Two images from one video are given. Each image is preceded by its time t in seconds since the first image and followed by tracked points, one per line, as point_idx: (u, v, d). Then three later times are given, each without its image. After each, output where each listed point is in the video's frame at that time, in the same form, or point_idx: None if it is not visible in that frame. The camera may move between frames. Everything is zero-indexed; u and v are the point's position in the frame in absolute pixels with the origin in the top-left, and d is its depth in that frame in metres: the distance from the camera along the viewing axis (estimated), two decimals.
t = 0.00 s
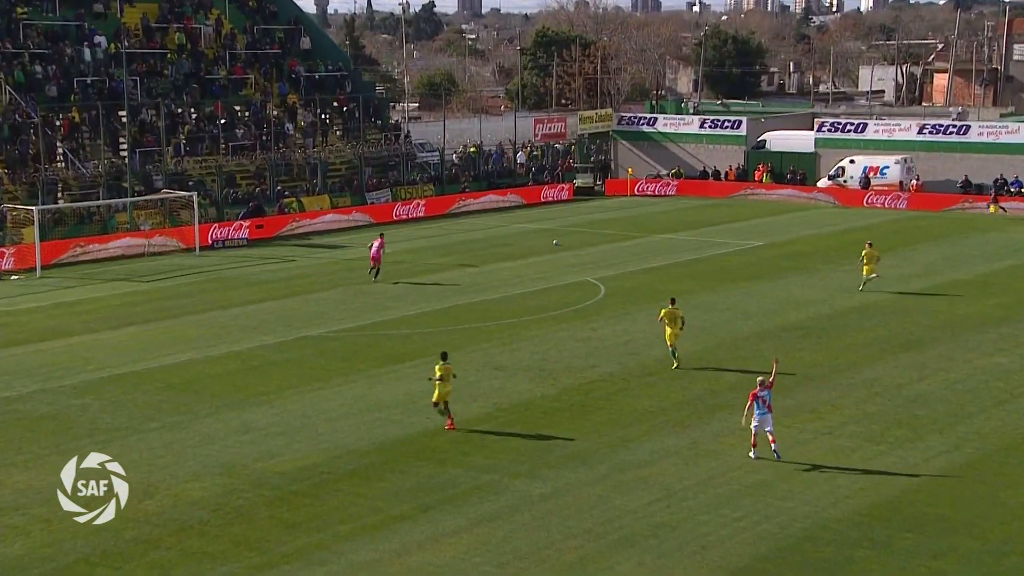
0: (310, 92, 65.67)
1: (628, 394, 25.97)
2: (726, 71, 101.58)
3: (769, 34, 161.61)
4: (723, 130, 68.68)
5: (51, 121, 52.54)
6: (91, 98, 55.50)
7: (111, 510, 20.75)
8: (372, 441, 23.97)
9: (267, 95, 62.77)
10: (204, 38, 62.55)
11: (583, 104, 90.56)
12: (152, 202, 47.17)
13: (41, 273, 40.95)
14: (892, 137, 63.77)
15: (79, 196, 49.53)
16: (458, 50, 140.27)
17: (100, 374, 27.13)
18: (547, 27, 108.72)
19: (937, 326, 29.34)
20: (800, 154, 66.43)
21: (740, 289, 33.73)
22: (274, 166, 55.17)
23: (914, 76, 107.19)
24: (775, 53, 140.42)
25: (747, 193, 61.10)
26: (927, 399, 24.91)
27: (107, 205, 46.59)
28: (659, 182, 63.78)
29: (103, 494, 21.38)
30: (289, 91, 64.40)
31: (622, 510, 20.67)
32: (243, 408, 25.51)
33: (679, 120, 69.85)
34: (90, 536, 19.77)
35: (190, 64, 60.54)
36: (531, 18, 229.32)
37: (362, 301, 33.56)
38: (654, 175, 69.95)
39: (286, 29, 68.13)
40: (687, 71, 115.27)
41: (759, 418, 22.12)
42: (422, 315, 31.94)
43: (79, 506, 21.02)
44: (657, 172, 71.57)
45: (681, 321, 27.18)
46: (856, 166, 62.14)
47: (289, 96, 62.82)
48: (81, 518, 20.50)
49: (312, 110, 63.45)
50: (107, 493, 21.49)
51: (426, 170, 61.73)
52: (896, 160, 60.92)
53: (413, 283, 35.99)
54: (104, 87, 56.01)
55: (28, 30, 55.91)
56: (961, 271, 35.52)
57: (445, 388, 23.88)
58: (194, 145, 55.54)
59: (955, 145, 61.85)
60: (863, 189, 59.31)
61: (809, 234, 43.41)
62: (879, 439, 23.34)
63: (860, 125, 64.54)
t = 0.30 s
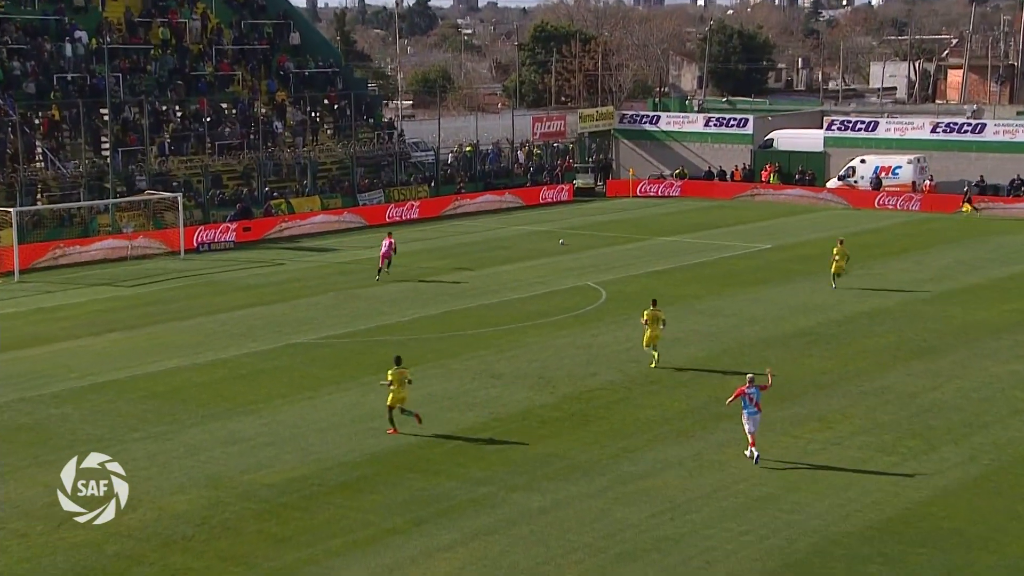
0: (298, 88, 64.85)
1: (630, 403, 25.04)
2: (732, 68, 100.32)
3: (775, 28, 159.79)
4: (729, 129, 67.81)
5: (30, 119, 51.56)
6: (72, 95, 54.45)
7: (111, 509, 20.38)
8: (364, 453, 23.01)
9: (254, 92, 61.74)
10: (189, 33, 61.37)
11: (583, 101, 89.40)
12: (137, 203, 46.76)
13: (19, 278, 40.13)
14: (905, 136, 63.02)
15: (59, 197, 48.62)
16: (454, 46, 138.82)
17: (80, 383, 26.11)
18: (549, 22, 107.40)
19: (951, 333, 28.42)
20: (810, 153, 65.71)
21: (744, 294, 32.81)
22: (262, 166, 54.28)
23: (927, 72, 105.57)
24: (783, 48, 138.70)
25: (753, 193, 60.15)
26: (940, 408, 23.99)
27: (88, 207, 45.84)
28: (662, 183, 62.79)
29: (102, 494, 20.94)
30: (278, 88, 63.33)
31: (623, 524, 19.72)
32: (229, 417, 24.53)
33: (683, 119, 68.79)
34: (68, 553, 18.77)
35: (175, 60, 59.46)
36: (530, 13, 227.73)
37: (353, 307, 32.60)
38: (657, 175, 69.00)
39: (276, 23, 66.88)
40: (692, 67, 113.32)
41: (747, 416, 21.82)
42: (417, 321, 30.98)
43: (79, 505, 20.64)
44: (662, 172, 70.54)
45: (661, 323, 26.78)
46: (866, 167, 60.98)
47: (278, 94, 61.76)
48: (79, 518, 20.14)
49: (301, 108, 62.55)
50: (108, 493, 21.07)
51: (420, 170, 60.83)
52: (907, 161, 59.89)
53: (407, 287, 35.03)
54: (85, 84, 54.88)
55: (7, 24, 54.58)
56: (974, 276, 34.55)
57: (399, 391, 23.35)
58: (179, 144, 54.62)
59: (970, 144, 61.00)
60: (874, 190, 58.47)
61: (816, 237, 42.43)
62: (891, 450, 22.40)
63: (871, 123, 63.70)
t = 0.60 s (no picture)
0: (285, 84, 63.76)
1: (630, 412, 24.14)
2: (737, 63, 99.18)
3: (783, 21, 158.08)
4: (732, 127, 67.04)
5: (7, 116, 50.55)
6: (50, 92, 53.32)
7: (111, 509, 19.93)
8: (354, 464, 22.05)
9: (240, 89, 60.68)
10: (173, 27, 60.28)
11: (582, 97, 88.40)
12: (117, 205, 45.83)
13: None
14: (915, 134, 62.09)
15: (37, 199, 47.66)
16: (448, 40, 137.46)
17: (60, 392, 25.17)
18: (549, 16, 106.14)
19: (964, 339, 27.51)
20: (818, 152, 64.85)
21: (747, 299, 31.92)
22: (248, 165, 53.37)
23: (939, 68, 104.07)
24: (791, 41, 137.04)
25: (758, 193, 59.38)
26: (954, 417, 23.08)
27: (67, 208, 45.07)
28: (665, 184, 61.92)
29: (101, 494, 20.47)
30: (264, 84, 62.27)
31: (624, 538, 18.78)
32: (215, 427, 23.60)
33: (685, 116, 68.05)
34: (42, 569, 17.81)
35: (157, 55, 58.40)
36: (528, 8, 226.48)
37: (343, 312, 31.69)
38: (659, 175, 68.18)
39: (264, 17, 65.70)
40: (695, 63, 112.09)
41: (736, 419, 21.40)
42: (409, 327, 30.05)
43: (79, 505, 20.21)
44: (664, 171, 69.66)
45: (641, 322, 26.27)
46: (877, 165, 60.13)
47: (265, 90, 60.62)
48: (79, 518, 19.71)
49: (287, 106, 61.55)
50: (109, 492, 20.61)
51: (412, 170, 59.88)
52: (919, 160, 59.04)
53: (399, 291, 34.11)
54: (63, 80, 53.68)
55: None
56: (987, 280, 33.61)
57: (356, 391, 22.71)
58: (162, 143, 53.64)
59: (984, 142, 60.21)
60: (884, 190, 57.59)
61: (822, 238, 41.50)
62: (902, 461, 21.47)
63: (882, 121, 62.83)
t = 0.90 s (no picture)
0: (269, 78, 62.79)
1: (628, 419, 23.27)
2: (738, 57, 98.34)
3: (786, 14, 156.60)
4: (734, 123, 66.15)
5: None
6: (24, 86, 52.33)
7: (111, 510, 19.46)
8: (340, 474, 21.13)
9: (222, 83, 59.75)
10: (152, 19, 59.27)
11: (578, 92, 87.49)
12: (93, 203, 44.59)
13: None
14: (924, 131, 61.16)
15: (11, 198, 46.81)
16: (440, 34, 136.26)
17: (35, 399, 24.25)
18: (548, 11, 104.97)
19: (975, 344, 26.64)
20: (823, 150, 64.09)
21: (748, 301, 31.08)
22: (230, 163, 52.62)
23: (947, 63, 102.83)
24: (796, 34, 135.68)
25: (760, 193, 58.60)
26: (964, 425, 22.23)
27: (40, 208, 44.06)
28: (665, 182, 61.07)
29: (101, 494, 19.99)
30: (248, 78, 61.30)
31: (622, 551, 17.89)
32: (196, 435, 22.68)
33: (685, 113, 67.23)
34: None
35: (136, 48, 57.41)
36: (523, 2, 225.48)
37: (330, 315, 30.80)
38: (658, 173, 67.36)
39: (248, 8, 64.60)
40: (694, 57, 111.16)
41: (721, 419, 20.88)
42: (398, 332, 29.14)
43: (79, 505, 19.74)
44: (664, 169, 68.74)
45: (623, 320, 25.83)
46: (884, 163, 59.43)
47: (247, 85, 59.66)
48: (78, 518, 19.25)
49: (271, 101, 60.60)
50: (109, 492, 20.14)
51: (402, 168, 59.00)
52: (927, 158, 58.25)
53: (389, 294, 33.21)
54: (37, 75, 52.66)
55: None
56: (998, 282, 32.72)
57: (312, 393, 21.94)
58: (140, 140, 52.76)
59: (996, 139, 59.37)
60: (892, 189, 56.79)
61: (826, 239, 40.62)
62: (910, 470, 20.60)
63: (889, 117, 61.95)
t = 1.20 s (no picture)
0: (253, 71, 61.77)
1: (627, 426, 22.43)
2: (740, 50, 97.48)
3: (791, 6, 155.13)
4: (736, 118, 65.45)
5: None
6: None
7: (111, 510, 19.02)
8: (327, 483, 20.27)
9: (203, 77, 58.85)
10: (131, 10, 58.29)
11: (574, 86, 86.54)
12: (71, 202, 43.90)
13: None
14: (933, 126, 60.44)
15: None
16: (432, 27, 135.08)
17: (11, 404, 23.40)
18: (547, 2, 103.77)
19: (986, 348, 25.80)
20: (828, 146, 63.23)
21: (749, 303, 30.27)
22: (212, 160, 52.00)
23: (957, 55, 101.53)
24: (801, 26, 134.34)
25: (763, 190, 57.82)
26: (974, 432, 21.41)
27: (15, 206, 43.12)
28: (664, 181, 60.24)
29: (100, 494, 19.55)
30: (230, 72, 60.36)
31: (620, 563, 17.07)
32: (178, 443, 21.83)
33: (686, 108, 66.43)
34: None
35: (114, 41, 56.47)
36: None
37: (319, 318, 29.95)
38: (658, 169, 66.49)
39: None
40: (694, 50, 110.17)
41: (710, 421, 20.31)
42: (388, 335, 28.29)
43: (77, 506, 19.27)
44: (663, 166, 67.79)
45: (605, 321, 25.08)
46: (891, 159, 58.71)
47: (230, 79, 58.72)
48: (78, 518, 18.83)
49: (254, 95, 59.61)
50: (109, 492, 19.69)
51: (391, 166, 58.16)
52: (936, 154, 57.53)
53: (380, 296, 32.35)
54: (12, 68, 51.71)
55: None
56: (1008, 284, 31.85)
57: (268, 398, 21.15)
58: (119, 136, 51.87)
59: (1007, 135, 58.60)
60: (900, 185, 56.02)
61: (830, 240, 39.74)
62: (919, 479, 19.78)
63: (896, 113, 61.19)
